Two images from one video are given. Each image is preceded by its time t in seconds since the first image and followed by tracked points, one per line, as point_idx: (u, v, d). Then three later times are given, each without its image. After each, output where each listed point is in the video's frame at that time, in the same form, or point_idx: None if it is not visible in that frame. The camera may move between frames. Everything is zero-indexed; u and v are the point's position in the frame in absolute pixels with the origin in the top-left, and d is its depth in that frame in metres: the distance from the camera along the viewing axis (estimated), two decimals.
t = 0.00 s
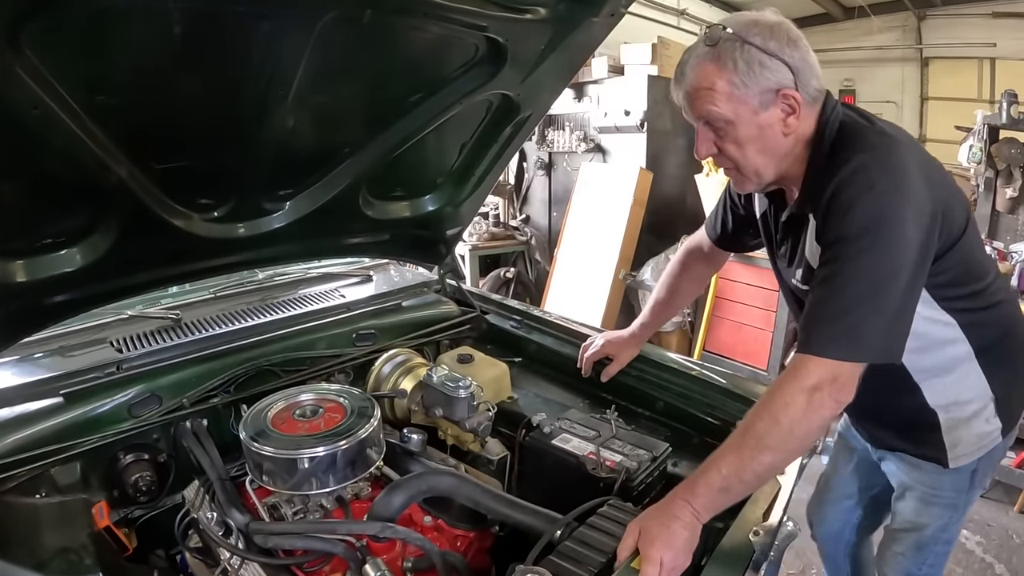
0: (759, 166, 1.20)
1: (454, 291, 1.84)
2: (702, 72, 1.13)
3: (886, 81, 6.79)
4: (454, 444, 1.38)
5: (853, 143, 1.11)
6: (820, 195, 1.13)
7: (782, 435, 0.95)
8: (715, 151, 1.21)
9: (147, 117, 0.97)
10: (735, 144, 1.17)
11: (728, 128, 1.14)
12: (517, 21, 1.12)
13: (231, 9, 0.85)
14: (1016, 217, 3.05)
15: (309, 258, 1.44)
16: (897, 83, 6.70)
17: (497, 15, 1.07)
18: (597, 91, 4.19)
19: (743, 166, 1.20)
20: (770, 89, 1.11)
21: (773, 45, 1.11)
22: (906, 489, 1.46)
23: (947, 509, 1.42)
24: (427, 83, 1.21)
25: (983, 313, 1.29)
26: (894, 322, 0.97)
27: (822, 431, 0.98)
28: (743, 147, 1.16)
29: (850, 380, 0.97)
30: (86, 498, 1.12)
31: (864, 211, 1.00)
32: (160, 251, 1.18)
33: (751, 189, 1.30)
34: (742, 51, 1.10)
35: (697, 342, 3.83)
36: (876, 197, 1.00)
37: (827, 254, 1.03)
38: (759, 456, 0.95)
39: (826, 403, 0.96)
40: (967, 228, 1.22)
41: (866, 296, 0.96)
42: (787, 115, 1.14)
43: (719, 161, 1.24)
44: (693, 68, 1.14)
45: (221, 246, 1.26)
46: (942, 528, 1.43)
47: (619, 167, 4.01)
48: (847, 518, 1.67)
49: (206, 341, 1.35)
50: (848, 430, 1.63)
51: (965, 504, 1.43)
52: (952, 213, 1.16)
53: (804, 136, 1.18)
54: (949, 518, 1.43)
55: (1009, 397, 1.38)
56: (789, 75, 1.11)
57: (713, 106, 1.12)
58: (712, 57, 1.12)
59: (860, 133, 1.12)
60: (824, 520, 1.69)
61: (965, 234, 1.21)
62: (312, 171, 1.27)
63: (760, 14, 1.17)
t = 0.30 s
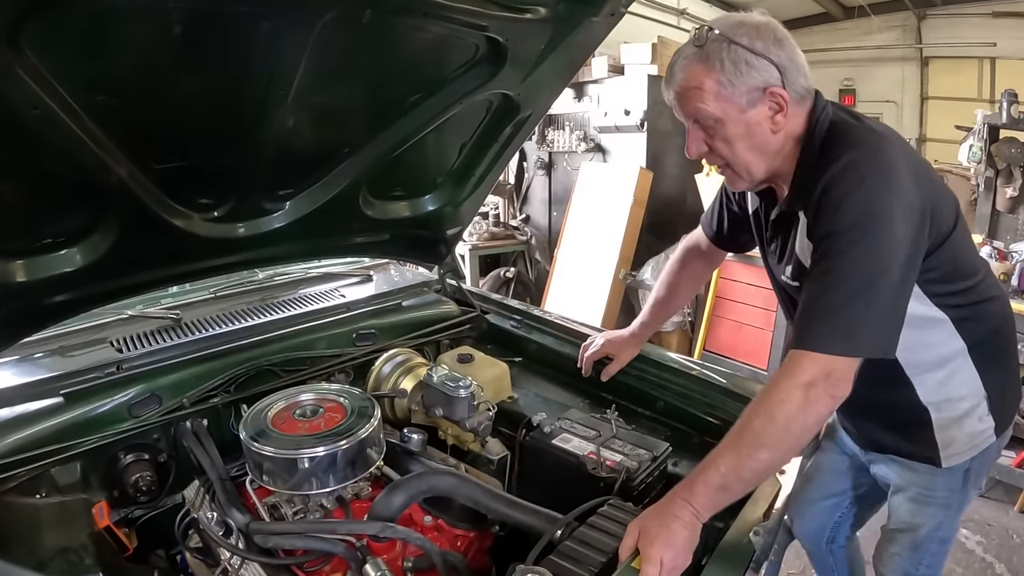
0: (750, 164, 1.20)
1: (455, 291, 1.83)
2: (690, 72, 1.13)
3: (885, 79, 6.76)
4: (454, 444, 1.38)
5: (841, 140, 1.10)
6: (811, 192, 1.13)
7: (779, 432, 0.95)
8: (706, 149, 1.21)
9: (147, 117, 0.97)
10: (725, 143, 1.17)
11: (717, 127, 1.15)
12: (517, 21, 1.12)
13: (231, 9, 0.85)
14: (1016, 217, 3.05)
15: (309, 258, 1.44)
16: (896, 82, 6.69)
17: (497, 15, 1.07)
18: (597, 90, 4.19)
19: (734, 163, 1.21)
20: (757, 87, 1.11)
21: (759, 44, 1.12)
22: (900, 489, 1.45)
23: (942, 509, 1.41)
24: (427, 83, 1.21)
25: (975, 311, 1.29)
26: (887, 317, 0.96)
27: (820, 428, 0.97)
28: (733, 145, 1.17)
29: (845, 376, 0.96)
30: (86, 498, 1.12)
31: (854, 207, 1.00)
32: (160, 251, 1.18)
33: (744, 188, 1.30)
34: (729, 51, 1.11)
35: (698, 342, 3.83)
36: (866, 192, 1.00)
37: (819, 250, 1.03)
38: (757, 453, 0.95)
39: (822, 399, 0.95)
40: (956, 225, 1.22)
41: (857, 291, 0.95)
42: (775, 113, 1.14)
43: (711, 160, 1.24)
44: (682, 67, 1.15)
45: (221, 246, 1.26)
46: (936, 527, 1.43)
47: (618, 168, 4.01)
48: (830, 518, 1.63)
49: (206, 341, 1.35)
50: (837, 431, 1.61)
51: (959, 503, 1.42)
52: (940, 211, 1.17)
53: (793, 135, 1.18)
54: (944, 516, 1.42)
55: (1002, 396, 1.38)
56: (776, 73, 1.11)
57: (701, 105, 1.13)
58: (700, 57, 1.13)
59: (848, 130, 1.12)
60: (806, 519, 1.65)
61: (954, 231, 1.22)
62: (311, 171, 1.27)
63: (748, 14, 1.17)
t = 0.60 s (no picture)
0: (746, 158, 1.20)
1: (454, 291, 1.83)
2: (690, 64, 1.13)
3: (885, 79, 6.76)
4: (454, 444, 1.38)
5: (832, 136, 1.11)
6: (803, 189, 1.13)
7: (775, 428, 0.95)
8: (703, 144, 1.20)
9: (146, 116, 0.97)
10: (723, 135, 1.16)
11: (715, 118, 1.14)
12: (516, 22, 1.11)
13: (231, 10, 0.85)
14: (1015, 216, 3.04)
15: (308, 258, 1.44)
16: (896, 82, 6.70)
17: (496, 16, 1.07)
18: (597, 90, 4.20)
19: (732, 158, 1.20)
20: (755, 79, 1.12)
21: (755, 39, 1.13)
22: (891, 488, 1.46)
23: (932, 506, 1.41)
24: (427, 83, 1.21)
25: (964, 308, 1.29)
26: (880, 314, 0.96)
27: (816, 424, 0.98)
28: (732, 138, 1.16)
29: (839, 372, 0.97)
30: (85, 498, 1.12)
31: (844, 204, 1.00)
32: (160, 252, 1.18)
33: (736, 185, 1.29)
34: (728, 43, 1.11)
35: (697, 342, 3.83)
36: (855, 189, 1.00)
37: (810, 248, 1.03)
38: (754, 450, 0.95)
39: (817, 395, 0.96)
40: (945, 223, 1.23)
41: (847, 289, 0.96)
42: (771, 106, 1.15)
43: (706, 155, 1.23)
44: (680, 60, 1.14)
45: (221, 246, 1.26)
46: (926, 525, 1.43)
47: (616, 166, 4.01)
48: (824, 518, 1.63)
49: (207, 340, 1.36)
50: (829, 431, 1.60)
51: (949, 501, 1.41)
52: (927, 209, 1.17)
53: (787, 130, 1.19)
54: (934, 514, 1.42)
55: (993, 396, 1.38)
56: (773, 65, 1.13)
57: (701, 97, 1.12)
58: (699, 49, 1.13)
59: (840, 124, 1.13)
60: (800, 520, 1.65)
61: (943, 228, 1.22)
62: (310, 171, 1.27)
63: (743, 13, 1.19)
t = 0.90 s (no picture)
0: (760, 150, 1.21)
1: (454, 292, 1.84)
2: (707, 52, 1.15)
3: (885, 80, 6.77)
4: (454, 444, 1.38)
5: (829, 133, 1.13)
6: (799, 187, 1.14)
7: (770, 426, 0.95)
8: (719, 137, 1.19)
9: (146, 117, 0.97)
10: (740, 124, 1.17)
11: (734, 106, 1.16)
12: (516, 23, 1.12)
13: (232, 11, 0.86)
14: (1015, 217, 3.05)
15: (308, 259, 1.44)
16: (895, 83, 6.70)
17: (496, 17, 1.07)
18: (596, 91, 4.20)
19: (747, 149, 1.20)
20: (766, 71, 1.17)
21: (758, 38, 1.20)
22: (891, 488, 1.46)
23: (931, 506, 1.41)
24: (427, 84, 1.21)
25: (960, 307, 1.29)
26: (876, 311, 0.96)
27: (813, 423, 0.98)
28: (749, 127, 1.18)
29: (835, 370, 0.96)
30: (86, 499, 1.12)
31: (837, 201, 1.00)
32: (161, 252, 1.18)
33: (744, 185, 1.28)
34: (740, 36, 1.16)
35: (697, 342, 3.84)
36: (848, 185, 1.01)
37: (805, 245, 1.03)
38: (750, 449, 0.95)
39: (812, 393, 0.96)
40: (938, 223, 1.23)
41: (842, 285, 0.96)
42: (779, 99, 1.20)
43: (719, 151, 1.22)
44: (696, 50, 1.16)
45: (221, 247, 1.26)
46: (925, 524, 1.43)
47: (618, 168, 4.02)
48: (824, 520, 1.63)
49: (207, 341, 1.36)
50: (829, 432, 1.60)
51: (948, 500, 1.41)
52: (919, 210, 1.18)
53: (790, 125, 1.23)
54: (933, 514, 1.42)
55: (990, 394, 1.39)
56: (780, 62, 1.20)
57: (723, 81, 1.14)
58: (715, 40, 1.16)
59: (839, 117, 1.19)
60: (800, 521, 1.65)
61: (937, 229, 1.23)
62: (310, 172, 1.27)
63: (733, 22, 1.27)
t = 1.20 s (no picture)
0: (763, 151, 1.21)
1: (453, 292, 1.85)
2: (708, 54, 1.15)
3: (884, 82, 6.79)
4: (453, 445, 1.38)
5: (828, 133, 1.13)
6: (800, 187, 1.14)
7: (768, 427, 0.95)
8: (723, 139, 1.19)
9: (146, 117, 0.97)
10: (744, 126, 1.17)
11: (737, 107, 1.16)
12: (515, 24, 1.12)
13: (231, 11, 0.85)
14: (1014, 218, 3.05)
15: (307, 260, 1.44)
16: (895, 84, 6.71)
17: (495, 18, 1.07)
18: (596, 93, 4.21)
19: (751, 150, 1.20)
20: (766, 72, 1.18)
21: (756, 39, 1.21)
22: (890, 489, 1.45)
23: (930, 506, 1.41)
24: (426, 84, 1.21)
25: (959, 308, 1.29)
26: (876, 311, 0.96)
27: (812, 423, 0.98)
28: (752, 128, 1.18)
29: (834, 370, 0.96)
30: (85, 500, 1.12)
31: (837, 202, 1.01)
32: (160, 253, 1.18)
33: (748, 188, 1.28)
34: (739, 37, 1.17)
35: (697, 343, 3.84)
36: (848, 185, 1.01)
37: (805, 246, 1.03)
38: (748, 450, 0.95)
39: (811, 393, 0.96)
40: (937, 224, 1.23)
41: (842, 286, 0.96)
42: (779, 100, 1.21)
43: (723, 153, 1.22)
44: (697, 51, 1.16)
45: (220, 248, 1.26)
46: (924, 525, 1.43)
47: (618, 169, 4.02)
48: (823, 521, 1.62)
49: (207, 342, 1.36)
50: (829, 433, 1.59)
51: (947, 500, 1.42)
52: (919, 211, 1.18)
53: (789, 126, 1.23)
54: (933, 514, 1.42)
55: (989, 395, 1.39)
56: (777, 62, 1.21)
57: (727, 82, 1.14)
58: (715, 41, 1.16)
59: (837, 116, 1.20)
60: (799, 521, 1.64)
61: (936, 230, 1.23)
62: (310, 173, 1.27)
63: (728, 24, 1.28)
